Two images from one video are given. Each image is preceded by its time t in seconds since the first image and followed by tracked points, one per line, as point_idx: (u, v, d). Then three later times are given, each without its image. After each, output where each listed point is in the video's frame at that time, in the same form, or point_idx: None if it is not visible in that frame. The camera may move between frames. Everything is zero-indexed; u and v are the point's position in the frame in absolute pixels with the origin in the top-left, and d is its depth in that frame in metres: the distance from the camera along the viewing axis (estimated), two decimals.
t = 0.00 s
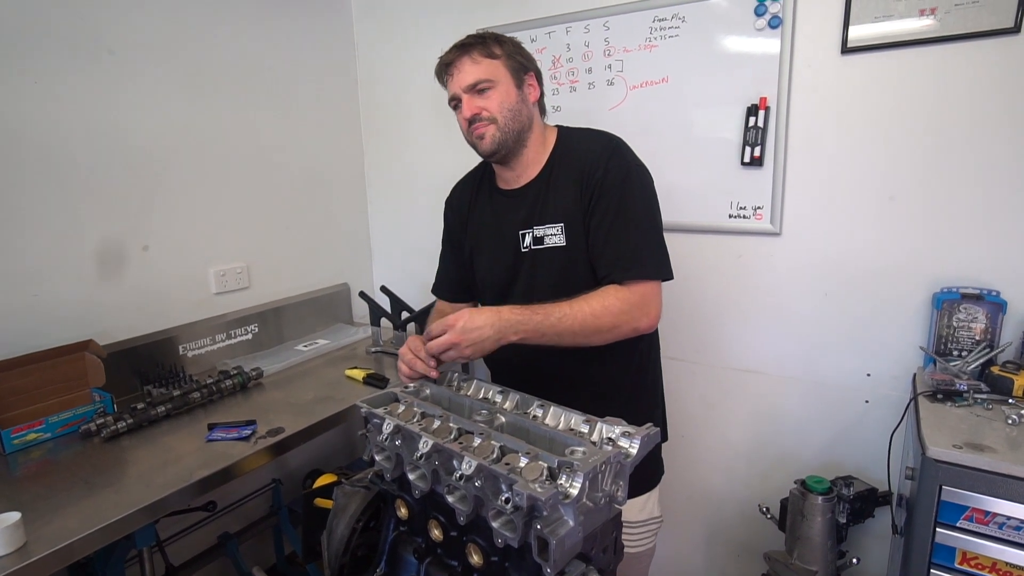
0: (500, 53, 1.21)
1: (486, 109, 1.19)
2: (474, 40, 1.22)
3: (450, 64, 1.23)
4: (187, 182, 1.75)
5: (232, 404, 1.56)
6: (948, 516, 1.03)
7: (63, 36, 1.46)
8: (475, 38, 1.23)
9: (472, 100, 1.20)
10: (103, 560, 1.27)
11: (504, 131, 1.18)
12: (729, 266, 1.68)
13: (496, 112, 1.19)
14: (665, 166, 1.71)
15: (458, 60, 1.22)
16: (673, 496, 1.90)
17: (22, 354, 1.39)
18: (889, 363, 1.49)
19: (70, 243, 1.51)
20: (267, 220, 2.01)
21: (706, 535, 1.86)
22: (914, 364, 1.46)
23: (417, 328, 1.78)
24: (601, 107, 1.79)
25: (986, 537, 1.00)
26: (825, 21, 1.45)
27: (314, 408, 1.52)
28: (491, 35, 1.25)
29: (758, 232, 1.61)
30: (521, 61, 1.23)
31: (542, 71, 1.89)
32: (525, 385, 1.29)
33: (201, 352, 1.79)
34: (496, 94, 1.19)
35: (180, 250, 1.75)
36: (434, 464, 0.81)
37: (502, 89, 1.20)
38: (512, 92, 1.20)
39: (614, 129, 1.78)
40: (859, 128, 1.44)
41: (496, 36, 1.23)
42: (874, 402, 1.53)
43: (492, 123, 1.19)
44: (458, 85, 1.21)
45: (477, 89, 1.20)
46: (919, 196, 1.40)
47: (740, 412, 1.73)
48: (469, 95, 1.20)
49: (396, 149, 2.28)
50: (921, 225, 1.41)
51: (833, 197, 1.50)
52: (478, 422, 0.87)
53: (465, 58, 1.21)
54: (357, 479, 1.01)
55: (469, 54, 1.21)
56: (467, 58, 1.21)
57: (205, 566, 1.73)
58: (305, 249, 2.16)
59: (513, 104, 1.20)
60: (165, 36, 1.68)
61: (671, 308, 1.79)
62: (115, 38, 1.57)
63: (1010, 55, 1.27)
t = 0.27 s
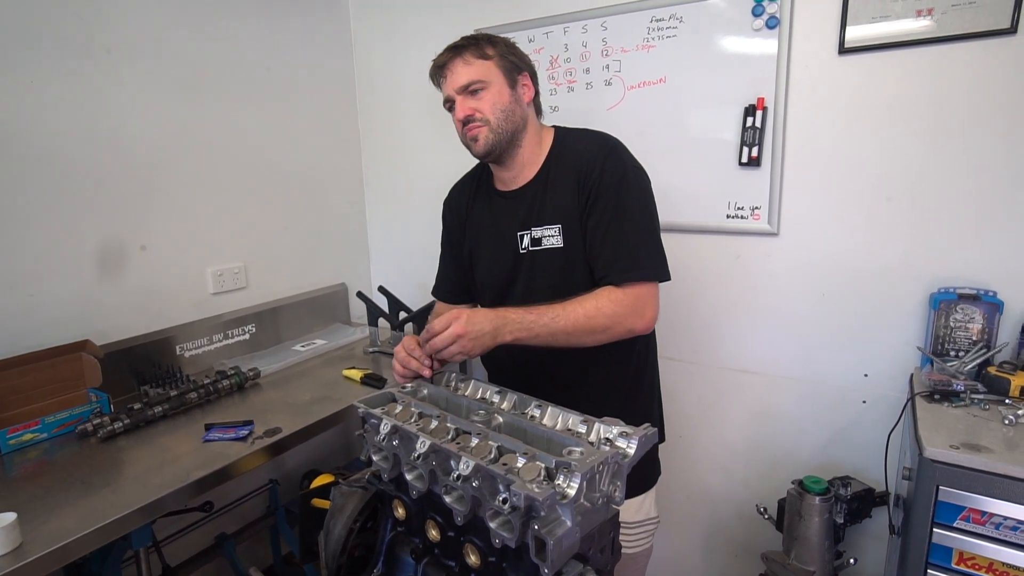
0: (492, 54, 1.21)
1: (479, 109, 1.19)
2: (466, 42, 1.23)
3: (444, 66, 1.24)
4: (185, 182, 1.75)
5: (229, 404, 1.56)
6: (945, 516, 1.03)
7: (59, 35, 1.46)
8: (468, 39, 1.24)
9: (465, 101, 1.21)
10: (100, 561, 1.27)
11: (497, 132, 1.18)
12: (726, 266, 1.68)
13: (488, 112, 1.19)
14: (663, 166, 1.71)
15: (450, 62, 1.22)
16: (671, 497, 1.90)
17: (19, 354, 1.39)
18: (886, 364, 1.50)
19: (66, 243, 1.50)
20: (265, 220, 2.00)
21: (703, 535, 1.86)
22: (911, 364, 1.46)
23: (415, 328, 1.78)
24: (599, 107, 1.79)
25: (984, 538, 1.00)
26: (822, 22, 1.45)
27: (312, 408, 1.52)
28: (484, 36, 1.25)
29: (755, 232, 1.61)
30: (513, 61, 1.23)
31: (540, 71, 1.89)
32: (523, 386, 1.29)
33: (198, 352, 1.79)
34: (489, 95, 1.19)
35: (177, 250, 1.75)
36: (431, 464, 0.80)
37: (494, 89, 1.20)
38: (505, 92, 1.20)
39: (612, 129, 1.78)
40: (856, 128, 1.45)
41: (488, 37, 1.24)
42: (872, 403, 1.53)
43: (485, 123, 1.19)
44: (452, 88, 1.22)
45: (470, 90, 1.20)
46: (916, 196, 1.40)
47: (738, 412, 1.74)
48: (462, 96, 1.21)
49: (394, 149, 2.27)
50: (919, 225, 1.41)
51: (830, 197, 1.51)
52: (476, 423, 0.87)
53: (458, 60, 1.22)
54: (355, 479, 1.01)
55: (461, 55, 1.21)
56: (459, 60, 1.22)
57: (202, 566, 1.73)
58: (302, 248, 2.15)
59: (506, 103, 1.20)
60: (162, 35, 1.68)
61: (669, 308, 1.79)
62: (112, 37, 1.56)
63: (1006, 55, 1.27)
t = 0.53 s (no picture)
0: (504, 49, 1.21)
1: (488, 104, 1.19)
2: (478, 34, 1.22)
3: (453, 57, 1.23)
4: (185, 178, 1.75)
5: (229, 400, 1.56)
6: (945, 515, 1.03)
7: (59, 31, 1.46)
8: (479, 32, 1.23)
9: (475, 95, 1.20)
10: (99, 556, 1.27)
11: (505, 128, 1.18)
12: (727, 265, 1.68)
13: (497, 108, 1.19)
14: (663, 164, 1.71)
15: (461, 54, 1.21)
16: (670, 495, 1.90)
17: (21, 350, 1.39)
18: (886, 363, 1.50)
19: (66, 238, 1.50)
20: (265, 217, 2.00)
21: (702, 533, 1.87)
22: (911, 364, 1.46)
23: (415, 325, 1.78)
24: (600, 104, 1.78)
25: (983, 537, 1.00)
26: (824, 20, 1.45)
27: (312, 405, 1.52)
28: (495, 30, 1.24)
29: (756, 231, 1.61)
30: (524, 59, 1.23)
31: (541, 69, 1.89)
32: (523, 383, 1.29)
33: (197, 348, 1.79)
34: (499, 90, 1.19)
35: (177, 246, 1.75)
36: (432, 461, 0.80)
37: (505, 85, 1.20)
38: (514, 89, 1.20)
39: (612, 126, 1.78)
40: (858, 127, 1.44)
41: (500, 31, 1.23)
42: (872, 401, 1.53)
43: (493, 119, 1.18)
44: (461, 79, 1.21)
45: (480, 84, 1.20)
46: (917, 195, 1.40)
47: (737, 410, 1.74)
48: (472, 90, 1.20)
49: (395, 146, 2.27)
50: (920, 224, 1.41)
51: (831, 195, 1.50)
52: (476, 420, 0.87)
53: (469, 52, 1.21)
54: (355, 475, 1.01)
55: (473, 48, 1.20)
56: (470, 52, 1.21)
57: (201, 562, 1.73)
58: (303, 246, 2.15)
59: (515, 101, 1.20)
60: (162, 31, 1.67)
61: (669, 306, 1.79)
62: (113, 33, 1.56)
63: (1009, 54, 1.27)
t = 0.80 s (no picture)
0: (511, 49, 1.21)
1: (494, 104, 1.19)
2: (485, 32, 1.21)
3: (459, 54, 1.22)
4: (185, 179, 1.75)
5: (230, 401, 1.56)
6: (945, 513, 1.03)
7: (58, 32, 1.46)
8: (486, 30, 1.22)
9: (480, 94, 1.20)
10: (101, 557, 1.27)
11: (510, 129, 1.18)
12: (727, 263, 1.68)
13: (503, 108, 1.18)
14: (663, 163, 1.71)
15: (468, 51, 1.21)
16: (671, 493, 1.90)
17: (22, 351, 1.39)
18: (886, 361, 1.50)
19: (66, 240, 1.50)
20: (265, 217, 2.00)
21: (703, 532, 1.87)
22: (911, 361, 1.46)
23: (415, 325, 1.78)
24: (599, 104, 1.78)
25: (984, 534, 1.01)
26: (823, 18, 1.44)
27: (313, 405, 1.52)
28: (502, 29, 1.24)
29: (756, 229, 1.61)
30: (529, 60, 1.23)
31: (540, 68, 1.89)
32: (523, 382, 1.29)
33: (198, 349, 1.79)
34: (505, 90, 1.19)
35: (178, 247, 1.75)
36: (432, 461, 0.80)
37: (511, 86, 1.20)
38: (520, 90, 1.20)
39: (612, 126, 1.77)
40: (857, 125, 1.44)
41: (507, 31, 1.23)
42: (872, 399, 1.53)
43: (499, 119, 1.18)
44: (468, 77, 1.20)
45: (486, 84, 1.20)
46: (916, 193, 1.40)
47: (737, 409, 1.74)
48: (478, 88, 1.20)
49: (394, 146, 2.27)
50: (920, 222, 1.41)
51: (831, 193, 1.50)
52: (477, 420, 0.87)
53: (477, 50, 1.20)
54: (355, 476, 1.01)
55: (480, 46, 1.20)
56: (477, 50, 1.20)
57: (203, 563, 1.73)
58: (303, 246, 2.15)
59: (522, 102, 1.20)
60: (161, 31, 1.67)
61: (669, 305, 1.79)
62: (112, 34, 1.56)
63: (1008, 52, 1.27)
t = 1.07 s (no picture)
0: (504, 51, 1.21)
1: (489, 106, 1.19)
2: (479, 36, 1.22)
3: (454, 58, 1.23)
4: (183, 180, 1.75)
5: (228, 402, 1.55)
6: (941, 515, 1.03)
7: (56, 31, 1.45)
8: (479, 33, 1.23)
9: (475, 97, 1.20)
10: (97, 559, 1.27)
11: (505, 131, 1.18)
12: (725, 265, 1.68)
13: (498, 110, 1.19)
14: (661, 166, 1.71)
15: (461, 56, 1.22)
16: (669, 495, 1.90)
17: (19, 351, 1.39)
18: (883, 363, 1.50)
19: (64, 241, 1.50)
20: (263, 218, 2.00)
21: (701, 534, 1.87)
22: (908, 364, 1.47)
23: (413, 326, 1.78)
24: (598, 106, 1.79)
25: (979, 536, 1.01)
26: (820, 21, 1.45)
27: (310, 407, 1.52)
28: (496, 32, 1.24)
29: (753, 231, 1.61)
30: (524, 61, 1.23)
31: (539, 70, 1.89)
32: (520, 383, 1.29)
33: (195, 350, 1.78)
34: (499, 92, 1.19)
35: (175, 248, 1.75)
36: (429, 463, 0.80)
37: (505, 88, 1.20)
38: (515, 92, 1.21)
39: (610, 128, 1.78)
40: (855, 128, 1.45)
41: (501, 33, 1.23)
42: (869, 402, 1.53)
43: (494, 120, 1.19)
44: (462, 81, 1.21)
45: (480, 87, 1.20)
46: (912, 196, 1.41)
47: (734, 411, 1.74)
48: (473, 91, 1.20)
49: (393, 147, 2.27)
50: (916, 225, 1.41)
51: (828, 196, 1.51)
52: (474, 422, 0.87)
53: (470, 54, 1.21)
54: (352, 478, 1.01)
55: (473, 49, 1.21)
56: (471, 54, 1.21)
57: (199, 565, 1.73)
58: (301, 247, 2.15)
59: (517, 103, 1.20)
60: (160, 32, 1.67)
61: (667, 307, 1.80)
62: (110, 35, 1.56)
63: (1004, 56, 1.27)
